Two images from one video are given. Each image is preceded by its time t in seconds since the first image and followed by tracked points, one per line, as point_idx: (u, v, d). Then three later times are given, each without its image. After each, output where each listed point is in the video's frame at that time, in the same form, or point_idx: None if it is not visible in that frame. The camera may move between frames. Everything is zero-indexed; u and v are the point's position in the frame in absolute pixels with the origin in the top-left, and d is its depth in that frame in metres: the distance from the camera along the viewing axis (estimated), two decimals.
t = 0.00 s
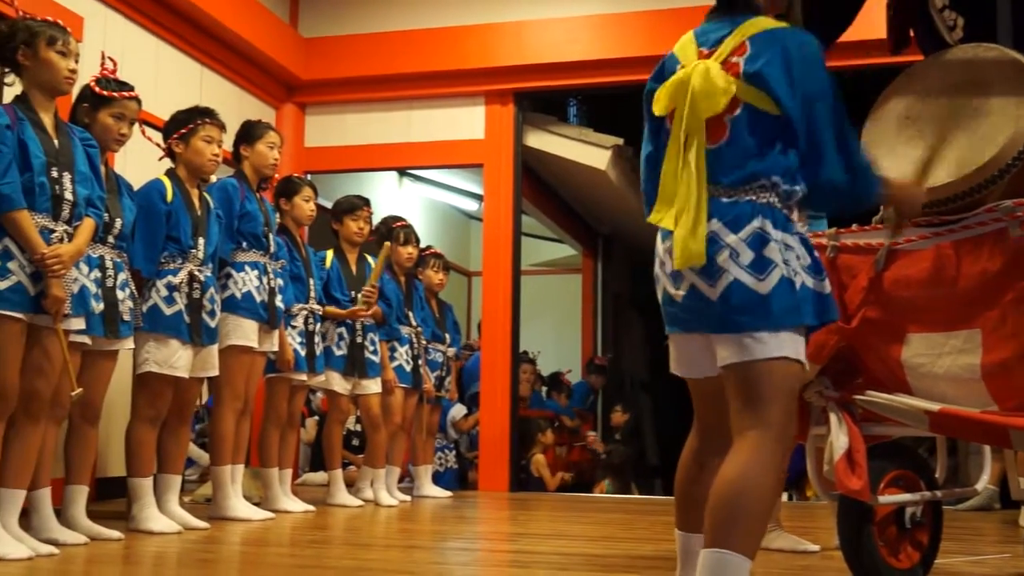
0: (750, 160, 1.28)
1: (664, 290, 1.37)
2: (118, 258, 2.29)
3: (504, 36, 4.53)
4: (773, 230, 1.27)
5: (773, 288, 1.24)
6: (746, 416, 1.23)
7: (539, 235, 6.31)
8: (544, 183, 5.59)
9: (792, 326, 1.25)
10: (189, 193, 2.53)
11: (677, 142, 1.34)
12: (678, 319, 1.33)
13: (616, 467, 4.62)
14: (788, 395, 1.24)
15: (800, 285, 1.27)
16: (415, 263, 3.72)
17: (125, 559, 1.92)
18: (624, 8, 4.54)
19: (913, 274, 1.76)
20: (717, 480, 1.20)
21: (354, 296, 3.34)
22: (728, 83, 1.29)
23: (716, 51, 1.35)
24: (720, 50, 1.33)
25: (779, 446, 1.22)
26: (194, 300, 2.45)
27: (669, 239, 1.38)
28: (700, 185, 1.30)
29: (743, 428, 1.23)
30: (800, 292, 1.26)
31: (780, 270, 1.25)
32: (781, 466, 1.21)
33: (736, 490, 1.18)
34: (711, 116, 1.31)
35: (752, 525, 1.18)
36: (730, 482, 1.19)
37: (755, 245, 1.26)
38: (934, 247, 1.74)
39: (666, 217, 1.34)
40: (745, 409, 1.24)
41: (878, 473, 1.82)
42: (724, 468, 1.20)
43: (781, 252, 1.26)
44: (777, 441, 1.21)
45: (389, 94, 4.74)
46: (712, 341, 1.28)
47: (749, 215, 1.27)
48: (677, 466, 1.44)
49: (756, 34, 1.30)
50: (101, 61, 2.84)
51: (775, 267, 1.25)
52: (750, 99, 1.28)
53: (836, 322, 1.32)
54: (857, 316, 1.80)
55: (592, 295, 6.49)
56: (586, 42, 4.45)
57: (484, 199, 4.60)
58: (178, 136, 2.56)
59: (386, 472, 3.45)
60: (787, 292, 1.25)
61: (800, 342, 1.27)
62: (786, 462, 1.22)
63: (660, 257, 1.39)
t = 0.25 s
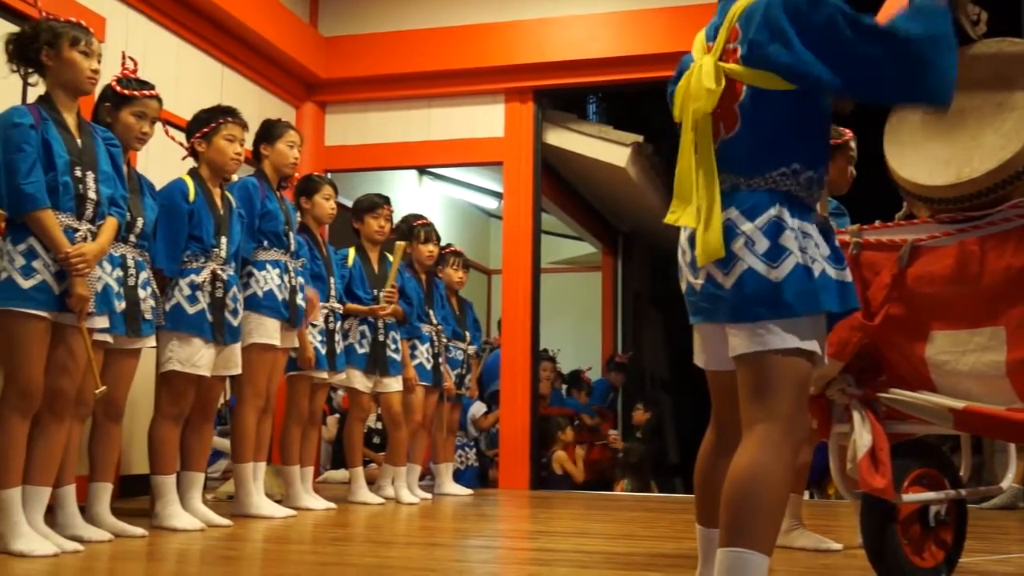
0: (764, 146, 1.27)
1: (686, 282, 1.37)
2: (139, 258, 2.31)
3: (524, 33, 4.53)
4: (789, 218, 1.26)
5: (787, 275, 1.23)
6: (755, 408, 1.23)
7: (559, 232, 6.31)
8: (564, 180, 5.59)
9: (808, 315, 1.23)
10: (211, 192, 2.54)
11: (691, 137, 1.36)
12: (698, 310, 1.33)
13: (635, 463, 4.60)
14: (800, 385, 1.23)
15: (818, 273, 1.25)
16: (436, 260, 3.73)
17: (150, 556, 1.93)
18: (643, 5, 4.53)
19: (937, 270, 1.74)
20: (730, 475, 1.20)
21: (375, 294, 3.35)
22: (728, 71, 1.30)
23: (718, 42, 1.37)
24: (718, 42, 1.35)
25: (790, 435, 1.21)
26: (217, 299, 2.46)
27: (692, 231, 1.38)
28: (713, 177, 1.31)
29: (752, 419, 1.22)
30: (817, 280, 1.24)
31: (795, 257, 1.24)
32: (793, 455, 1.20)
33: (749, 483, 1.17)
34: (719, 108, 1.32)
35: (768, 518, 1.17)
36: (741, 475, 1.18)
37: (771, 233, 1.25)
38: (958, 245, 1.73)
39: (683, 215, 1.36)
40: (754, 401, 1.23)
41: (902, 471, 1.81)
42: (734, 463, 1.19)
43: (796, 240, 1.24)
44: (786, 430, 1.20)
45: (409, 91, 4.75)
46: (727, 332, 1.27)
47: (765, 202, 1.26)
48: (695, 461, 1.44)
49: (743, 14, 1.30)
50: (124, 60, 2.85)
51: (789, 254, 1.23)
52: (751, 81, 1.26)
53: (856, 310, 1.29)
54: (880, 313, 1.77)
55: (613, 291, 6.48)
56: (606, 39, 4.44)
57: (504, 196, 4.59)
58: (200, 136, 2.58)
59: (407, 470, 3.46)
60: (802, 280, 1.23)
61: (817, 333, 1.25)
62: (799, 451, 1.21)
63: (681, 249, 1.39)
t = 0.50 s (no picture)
0: (793, 163, 1.27)
1: (708, 292, 1.36)
2: (164, 258, 2.32)
3: (546, 32, 4.53)
4: (818, 232, 1.25)
5: (818, 291, 1.22)
6: (795, 418, 1.22)
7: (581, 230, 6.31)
8: (587, 179, 5.58)
9: (838, 330, 1.22)
10: (236, 192, 2.56)
11: (718, 145, 1.34)
12: (724, 322, 1.32)
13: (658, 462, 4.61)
14: (839, 397, 1.23)
15: (847, 287, 1.24)
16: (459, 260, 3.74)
17: (175, 554, 1.94)
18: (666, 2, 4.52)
19: (966, 269, 1.72)
20: (767, 482, 1.20)
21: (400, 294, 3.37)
22: (762, 84, 1.29)
23: (749, 51, 1.33)
24: (753, 51, 1.32)
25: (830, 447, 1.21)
26: (243, 299, 2.48)
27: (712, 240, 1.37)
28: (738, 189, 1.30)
29: (792, 430, 1.22)
30: (847, 294, 1.23)
31: (825, 273, 1.23)
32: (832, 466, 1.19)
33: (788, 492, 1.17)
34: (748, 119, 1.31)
35: (803, 526, 1.17)
36: (780, 484, 1.18)
37: (800, 247, 1.24)
38: (986, 243, 1.71)
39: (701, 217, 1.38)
40: (793, 411, 1.22)
41: (929, 472, 1.80)
42: (773, 472, 1.19)
43: (826, 255, 1.24)
44: (827, 442, 1.19)
45: (431, 91, 4.76)
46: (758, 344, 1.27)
47: (793, 217, 1.25)
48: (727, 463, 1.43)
49: (784, 30, 1.28)
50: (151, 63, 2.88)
51: (820, 270, 1.23)
52: (782, 97, 1.27)
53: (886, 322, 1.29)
54: (907, 312, 1.76)
55: (636, 289, 6.46)
56: (628, 36, 4.43)
57: (527, 195, 4.59)
58: (225, 137, 2.60)
59: (431, 469, 3.47)
60: (833, 295, 1.23)
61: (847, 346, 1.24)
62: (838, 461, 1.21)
63: (702, 257, 1.38)
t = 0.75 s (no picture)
0: (810, 153, 1.26)
1: (732, 283, 1.35)
2: (194, 256, 2.34)
3: (573, 29, 4.53)
4: (839, 221, 1.24)
5: (838, 279, 1.21)
6: (813, 407, 1.21)
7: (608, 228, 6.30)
8: (613, 176, 5.57)
9: (859, 320, 1.21)
10: (265, 191, 2.58)
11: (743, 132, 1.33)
12: (746, 313, 1.32)
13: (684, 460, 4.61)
14: (858, 385, 1.21)
15: (868, 277, 1.23)
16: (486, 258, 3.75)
17: (206, 550, 1.96)
18: None
19: (998, 265, 1.70)
20: (787, 474, 1.18)
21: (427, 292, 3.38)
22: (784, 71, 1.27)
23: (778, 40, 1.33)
24: (780, 40, 1.31)
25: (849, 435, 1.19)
26: (271, 297, 2.49)
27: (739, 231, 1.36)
28: (761, 177, 1.30)
29: (811, 419, 1.20)
30: (868, 284, 1.23)
31: (846, 261, 1.22)
32: (852, 455, 1.18)
33: (807, 482, 1.16)
34: (771, 107, 1.29)
35: (825, 518, 1.15)
36: (800, 475, 1.17)
37: (821, 236, 1.23)
38: (1019, 238, 1.70)
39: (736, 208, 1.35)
40: (812, 401, 1.21)
41: (961, 469, 1.79)
42: (791, 463, 1.18)
43: (847, 243, 1.23)
44: (846, 430, 1.18)
45: (458, 89, 4.76)
46: (780, 333, 1.26)
47: (814, 206, 1.25)
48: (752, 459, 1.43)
49: (813, 19, 1.28)
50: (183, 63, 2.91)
51: (840, 258, 1.22)
52: (798, 86, 1.25)
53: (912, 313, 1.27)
54: (939, 308, 1.74)
55: (663, 285, 6.44)
56: (654, 33, 4.42)
57: (553, 193, 4.59)
58: (254, 136, 2.61)
59: (458, 466, 3.48)
60: (854, 284, 1.22)
61: (870, 335, 1.23)
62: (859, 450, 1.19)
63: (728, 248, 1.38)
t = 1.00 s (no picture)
0: (817, 144, 1.25)
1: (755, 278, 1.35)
2: (214, 255, 2.35)
3: (591, 27, 4.52)
4: (856, 210, 1.23)
5: (856, 268, 1.20)
6: (839, 407, 1.20)
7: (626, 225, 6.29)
8: (631, 174, 5.56)
9: (880, 309, 1.19)
10: (283, 190, 2.59)
11: (761, 128, 1.34)
12: (769, 308, 1.32)
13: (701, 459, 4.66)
14: (884, 383, 1.20)
15: (889, 265, 1.21)
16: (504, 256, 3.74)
17: (225, 547, 1.97)
18: None
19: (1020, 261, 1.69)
20: (812, 473, 1.18)
21: (445, 290, 3.39)
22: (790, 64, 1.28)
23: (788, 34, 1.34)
24: (789, 34, 1.32)
25: (877, 435, 1.18)
26: (289, 295, 2.51)
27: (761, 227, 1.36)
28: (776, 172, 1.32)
29: (837, 419, 1.20)
30: (888, 272, 1.20)
31: (864, 250, 1.20)
32: (879, 455, 1.17)
33: (833, 481, 1.15)
34: (783, 102, 1.31)
35: (851, 518, 1.15)
36: (825, 474, 1.16)
37: (837, 226, 1.22)
38: None
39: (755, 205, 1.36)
40: (838, 399, 1.20)
41: (982, 468, 1.77)
42: (817, 461, 1.17)
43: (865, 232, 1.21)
44: (872, 430, 1.17)
45: (477, 87, 4.76)
46: (802, 327, 1.25)
47: (828, 196, 1.24)
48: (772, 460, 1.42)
49: (818, 8, 1.28)
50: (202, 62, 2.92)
51: (858, 247, 1.20)
52: (802, 78, 1.24)
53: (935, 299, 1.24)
54: (960, 306, 1.73)
55: (680, 282, 6.42)
56: (672, 30, 4.41)
57: (570, 190, 4.59)
58: (272, 135, 2.63)
59: (476, 464, 3.48)
60: (873, 272, 1.20)
61: (893, 326, 1.21)
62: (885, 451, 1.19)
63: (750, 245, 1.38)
